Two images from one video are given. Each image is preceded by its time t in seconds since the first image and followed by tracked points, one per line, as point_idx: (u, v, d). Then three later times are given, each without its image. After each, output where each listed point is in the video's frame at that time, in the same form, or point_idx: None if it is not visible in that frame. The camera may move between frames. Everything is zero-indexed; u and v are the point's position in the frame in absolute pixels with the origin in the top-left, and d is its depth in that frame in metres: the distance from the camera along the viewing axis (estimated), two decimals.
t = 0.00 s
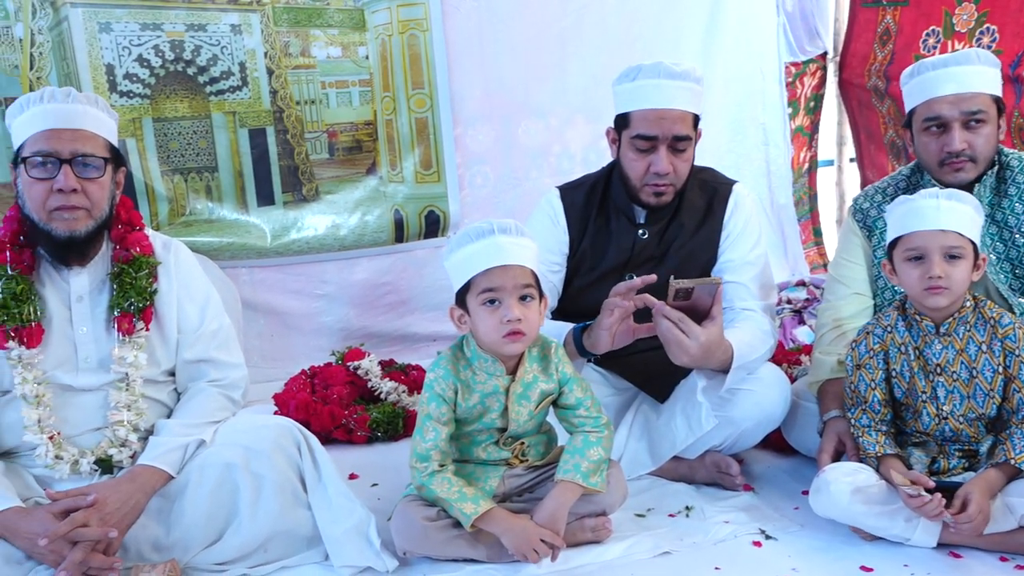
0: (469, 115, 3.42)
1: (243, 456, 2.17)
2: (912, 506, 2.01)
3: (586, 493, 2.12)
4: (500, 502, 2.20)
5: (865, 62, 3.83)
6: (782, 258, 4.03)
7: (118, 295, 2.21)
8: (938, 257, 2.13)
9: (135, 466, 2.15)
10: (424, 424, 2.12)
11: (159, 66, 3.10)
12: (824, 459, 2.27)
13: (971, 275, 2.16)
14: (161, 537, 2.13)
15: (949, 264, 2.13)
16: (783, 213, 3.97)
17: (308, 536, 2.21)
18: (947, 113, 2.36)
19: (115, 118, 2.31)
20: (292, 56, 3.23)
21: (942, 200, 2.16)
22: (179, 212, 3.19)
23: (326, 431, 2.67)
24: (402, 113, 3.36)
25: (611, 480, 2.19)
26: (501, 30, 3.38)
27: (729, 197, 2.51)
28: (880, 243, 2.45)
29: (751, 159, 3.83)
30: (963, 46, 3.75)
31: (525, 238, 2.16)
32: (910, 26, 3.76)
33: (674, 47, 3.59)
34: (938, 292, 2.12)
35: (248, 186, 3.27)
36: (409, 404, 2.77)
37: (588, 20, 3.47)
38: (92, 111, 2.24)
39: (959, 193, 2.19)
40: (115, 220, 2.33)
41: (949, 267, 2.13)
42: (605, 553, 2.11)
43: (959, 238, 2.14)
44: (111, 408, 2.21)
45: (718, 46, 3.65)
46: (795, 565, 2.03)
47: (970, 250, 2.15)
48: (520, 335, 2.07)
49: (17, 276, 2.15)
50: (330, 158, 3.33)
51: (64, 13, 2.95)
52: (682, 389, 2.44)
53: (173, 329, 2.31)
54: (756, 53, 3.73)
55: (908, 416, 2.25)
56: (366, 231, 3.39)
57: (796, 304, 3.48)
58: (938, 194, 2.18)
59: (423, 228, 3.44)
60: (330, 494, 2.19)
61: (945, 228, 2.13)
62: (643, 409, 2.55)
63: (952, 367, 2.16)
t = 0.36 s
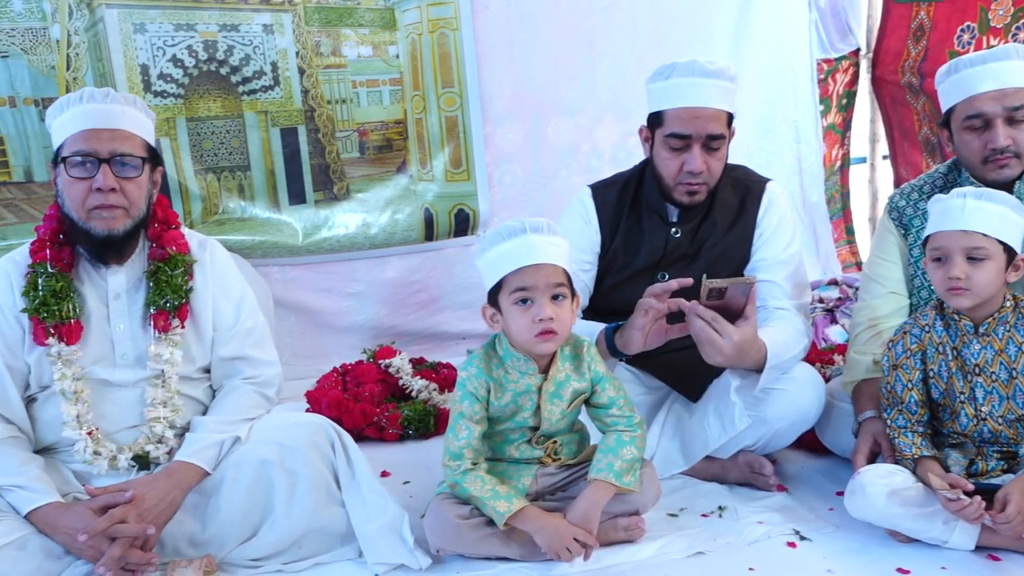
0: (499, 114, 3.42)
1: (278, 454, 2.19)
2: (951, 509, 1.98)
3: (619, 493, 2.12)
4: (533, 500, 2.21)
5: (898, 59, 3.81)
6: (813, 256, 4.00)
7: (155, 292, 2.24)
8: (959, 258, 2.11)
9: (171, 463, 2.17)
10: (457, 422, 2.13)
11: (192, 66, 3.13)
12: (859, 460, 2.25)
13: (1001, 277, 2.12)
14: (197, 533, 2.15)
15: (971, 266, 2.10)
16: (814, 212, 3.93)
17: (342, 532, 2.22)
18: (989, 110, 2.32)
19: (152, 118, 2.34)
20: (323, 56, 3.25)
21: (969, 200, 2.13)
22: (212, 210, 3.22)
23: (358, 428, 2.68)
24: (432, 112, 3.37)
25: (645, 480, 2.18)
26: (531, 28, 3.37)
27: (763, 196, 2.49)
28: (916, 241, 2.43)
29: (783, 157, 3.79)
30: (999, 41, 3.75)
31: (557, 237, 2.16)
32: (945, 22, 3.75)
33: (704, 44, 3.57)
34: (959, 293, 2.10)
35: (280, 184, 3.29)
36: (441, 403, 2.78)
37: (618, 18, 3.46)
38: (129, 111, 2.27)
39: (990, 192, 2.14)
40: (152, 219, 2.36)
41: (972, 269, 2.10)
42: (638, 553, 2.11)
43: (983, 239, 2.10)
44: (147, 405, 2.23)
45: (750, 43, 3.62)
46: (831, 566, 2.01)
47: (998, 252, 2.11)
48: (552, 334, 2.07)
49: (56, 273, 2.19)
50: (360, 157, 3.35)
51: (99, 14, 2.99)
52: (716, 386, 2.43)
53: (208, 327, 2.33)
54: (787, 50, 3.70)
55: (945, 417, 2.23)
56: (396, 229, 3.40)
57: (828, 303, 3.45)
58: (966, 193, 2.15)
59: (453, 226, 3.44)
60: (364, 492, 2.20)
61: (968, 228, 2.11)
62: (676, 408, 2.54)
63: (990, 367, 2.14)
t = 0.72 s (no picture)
0: (529, 114, 3.42)
1: (314, 453, 2.21)
2: (990, 515, 1.97)
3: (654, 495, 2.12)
4: (567, 502, 2.20)
5: (934, 57, 3.77)
6: (846, 257, 3.96)
7: (193, 292, 2.26)
8: (974, 261, 2.12)
9: (209, 462, 2.19)
10: (491, 423, 2.13)
11: (227, 68, 3.15)
12: (897, 464, 2.23)
13: None
14: (235, 531, 2.18)
15: (984, 269, 2.10)
16: (848, 212, 3.90)
17: (378, 532, 2.23)
18: None
19: (191, 120, 2.36)
20: (355, 57, 3.27)
21: (991, 202, 2.11)
22: (246, 211, 3.24)
23: (391, 428, 2.69)
24: (463, 112, 3.37)
25: (680, 482, 2.18)
26: (562, 28, 3.37)
27: (798, 196, 2.48)
28: (954, 242, 2.40)
29: (816, 157, 3.76)
30: None
31: (591, 238, 2.16)
32: (982, 20, 3.69)
33: (736, 43, 3.55)
34: (971, 296, 2.12)
35: (313, 185, 3.32)
36: (473, 403, 2.79)
37: (649, 18, 3.45)
38: (168, 113, 2.30)
39: (1017, 194, 2.09)
40: (190, 219, 2.38)
41: (987, 272, 2.10)
42: (673, 555, 2.10)
43: (999, 243, 2.09)
44: (185, 403, 2.26)
45: (783, 42, 3.59)
46: (868, 571, 2.00)
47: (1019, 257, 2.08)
48: (587, 337, 2.07)
49: (97, 272, 2.22)
50: (392, 158, 3.36)
51: (137, 17, 3.02)
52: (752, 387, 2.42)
53: (245, 327, 2.34)
54: (820, 48, 3.67)
55: (985, 420, 2.20)
56: (427, 230, 3.42)
57: (862, 304, 3.42)
58: (993, 194, 2.12)
59: (484, 227, 3.45)
60: (399, 492, 2.21)
61: (981, 232, 2.12)
62: (710, 411, 2.54)
63: None
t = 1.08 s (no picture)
0: (564, 116, 3.41)
1: (353, 455, 2.22)
2: None
3: (695, 501, 2.11)
4: (607, 507, 2.19)
5: (976, 58, 3.72)
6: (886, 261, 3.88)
7: (235, 295, 2.29)
8: None
9: (251, 463, 2.22)
10: (531, 428, 2.13)
11: (266, 72, 3.18)
12: (941, 472, 2.20)
13: None
14: (276, 532, 2.20)
15: None
16: (887, 215, 3.82)
17: (417, 535, 2.24)
18: None
19: (233, 124, 2.39)
20: (391, 61, 3.29)
21: None
22: (283, 213, 3.27)
23: (428, 431, 2.71)
24: (498, 115, 3.38)
25: (721, 489, 2.17)
26: (597, 30, 3.36)
27: (839, 199, 2.46)
28: (999, 247, 2.36)
29: (854, 159, 3.72)
30: None
31: (631, 243, 2.16)
32: None
33: (773, 45, 3.53)
34: None
35: (349, 187, 3.34)
36: (510, 406, 2.79)
37: (684, 20, 3.43)
38: (211, 117, 2.32)
39: None
40: (232, 222, 2.40)
41: None
42: (714, 562, 2.09)
43: None
44: (227, 405, 2.28)
45: (820, 43, 3.56)
46: None
47: None
48: (628, 343, 2.07)
49: (141, 275, 2.25)
50: (427, 160, 3.38)
51: (178, 22, 3.08)
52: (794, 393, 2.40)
53: (285, 329, 2.36)
54: (859, 50, 3.63)
55: None
56: (463, 232, 3.42)
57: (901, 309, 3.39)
58: None
59: (519, 229, 3.44)
60: (438, 496, 2.22)
61: None
62: (750, 415, 2.52)
63: None
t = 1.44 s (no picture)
0: (600, 118, 3.41)
1: (394, 456, 2.24)
2: None
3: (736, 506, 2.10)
4: (647, 511, 2.20)
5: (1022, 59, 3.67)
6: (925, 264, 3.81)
7: (277, 296, 2.31)
8: None
9: (292, 463, 2.24)
10: (571, 431, 2.14)
11: (305, 74, 3.21)
12: (987, 480, 2.16)
13: None
14: (317, 532, 2.22)
15: None
16: (927, 218, 3.77)
17: (457, 536, 2.25)
18: None
19: (275, 126, 2.40)
20: (430, 63, 3.30)
21: None
22: (322, 214, 3.31)
23: (465, 432, 2.73)
24: (535, 117, 3.39)
25: (762, 494, 2.16)
26: (635, 32, 3.35)
27: (864, 196, 2.47)
28: None
29: (893, 161, 3.68)
30: None
31: (673, 247, 2.16)
32: None
33: (812, 46, 3.50)
34: None
35: (387, 188, 3.36)
36: (547, 408, 2.80)
37: (723, 21, 3.41)
38: (254, 119, 2.34)
39: None
40: (274, 224, 2.43)
41: None
42: (755, 567, 2.08)
43: None
44: (269, 406, 2.30)
45: (860, 44, 3.53)
46: None
47: None
48: (670, 348, 2.05)
49: (185, 276, 2.28)
50: (464, 162, 3.38)
51: (219, 24, 3.11)
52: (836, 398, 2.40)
53: (326, 331, 2.38)
54: (900, 50, 3.59)
55: None
56: (499, 233, 3.43)
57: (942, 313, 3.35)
58: None
59: (555, 231, 3.45)
60: (478, 497, 2.23)
61: None
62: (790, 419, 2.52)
63: None
